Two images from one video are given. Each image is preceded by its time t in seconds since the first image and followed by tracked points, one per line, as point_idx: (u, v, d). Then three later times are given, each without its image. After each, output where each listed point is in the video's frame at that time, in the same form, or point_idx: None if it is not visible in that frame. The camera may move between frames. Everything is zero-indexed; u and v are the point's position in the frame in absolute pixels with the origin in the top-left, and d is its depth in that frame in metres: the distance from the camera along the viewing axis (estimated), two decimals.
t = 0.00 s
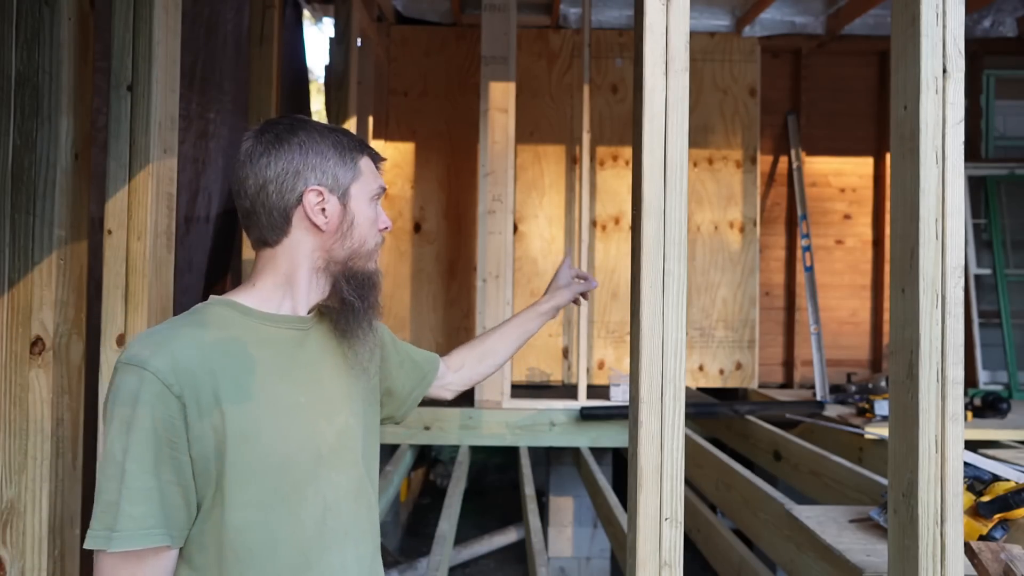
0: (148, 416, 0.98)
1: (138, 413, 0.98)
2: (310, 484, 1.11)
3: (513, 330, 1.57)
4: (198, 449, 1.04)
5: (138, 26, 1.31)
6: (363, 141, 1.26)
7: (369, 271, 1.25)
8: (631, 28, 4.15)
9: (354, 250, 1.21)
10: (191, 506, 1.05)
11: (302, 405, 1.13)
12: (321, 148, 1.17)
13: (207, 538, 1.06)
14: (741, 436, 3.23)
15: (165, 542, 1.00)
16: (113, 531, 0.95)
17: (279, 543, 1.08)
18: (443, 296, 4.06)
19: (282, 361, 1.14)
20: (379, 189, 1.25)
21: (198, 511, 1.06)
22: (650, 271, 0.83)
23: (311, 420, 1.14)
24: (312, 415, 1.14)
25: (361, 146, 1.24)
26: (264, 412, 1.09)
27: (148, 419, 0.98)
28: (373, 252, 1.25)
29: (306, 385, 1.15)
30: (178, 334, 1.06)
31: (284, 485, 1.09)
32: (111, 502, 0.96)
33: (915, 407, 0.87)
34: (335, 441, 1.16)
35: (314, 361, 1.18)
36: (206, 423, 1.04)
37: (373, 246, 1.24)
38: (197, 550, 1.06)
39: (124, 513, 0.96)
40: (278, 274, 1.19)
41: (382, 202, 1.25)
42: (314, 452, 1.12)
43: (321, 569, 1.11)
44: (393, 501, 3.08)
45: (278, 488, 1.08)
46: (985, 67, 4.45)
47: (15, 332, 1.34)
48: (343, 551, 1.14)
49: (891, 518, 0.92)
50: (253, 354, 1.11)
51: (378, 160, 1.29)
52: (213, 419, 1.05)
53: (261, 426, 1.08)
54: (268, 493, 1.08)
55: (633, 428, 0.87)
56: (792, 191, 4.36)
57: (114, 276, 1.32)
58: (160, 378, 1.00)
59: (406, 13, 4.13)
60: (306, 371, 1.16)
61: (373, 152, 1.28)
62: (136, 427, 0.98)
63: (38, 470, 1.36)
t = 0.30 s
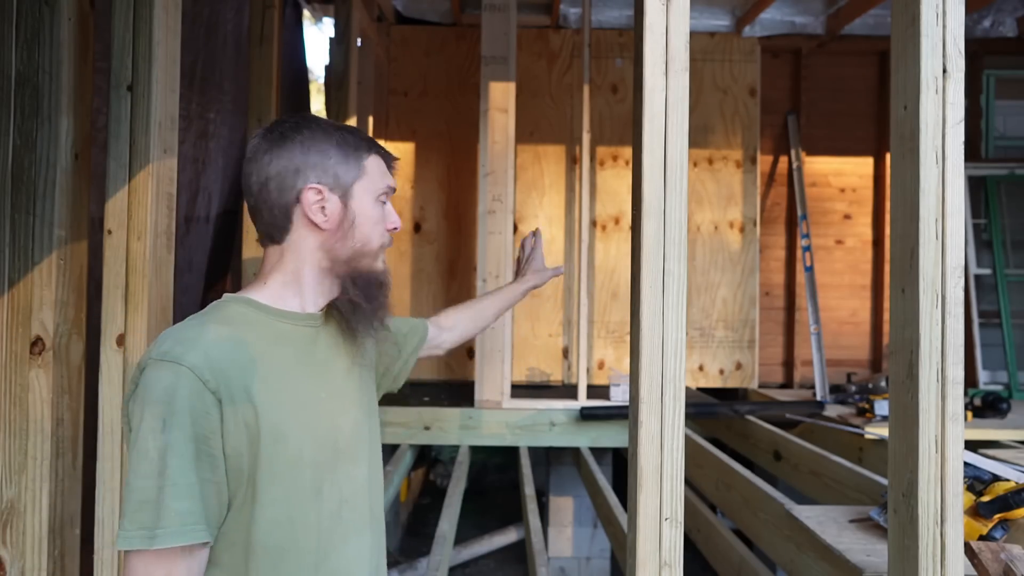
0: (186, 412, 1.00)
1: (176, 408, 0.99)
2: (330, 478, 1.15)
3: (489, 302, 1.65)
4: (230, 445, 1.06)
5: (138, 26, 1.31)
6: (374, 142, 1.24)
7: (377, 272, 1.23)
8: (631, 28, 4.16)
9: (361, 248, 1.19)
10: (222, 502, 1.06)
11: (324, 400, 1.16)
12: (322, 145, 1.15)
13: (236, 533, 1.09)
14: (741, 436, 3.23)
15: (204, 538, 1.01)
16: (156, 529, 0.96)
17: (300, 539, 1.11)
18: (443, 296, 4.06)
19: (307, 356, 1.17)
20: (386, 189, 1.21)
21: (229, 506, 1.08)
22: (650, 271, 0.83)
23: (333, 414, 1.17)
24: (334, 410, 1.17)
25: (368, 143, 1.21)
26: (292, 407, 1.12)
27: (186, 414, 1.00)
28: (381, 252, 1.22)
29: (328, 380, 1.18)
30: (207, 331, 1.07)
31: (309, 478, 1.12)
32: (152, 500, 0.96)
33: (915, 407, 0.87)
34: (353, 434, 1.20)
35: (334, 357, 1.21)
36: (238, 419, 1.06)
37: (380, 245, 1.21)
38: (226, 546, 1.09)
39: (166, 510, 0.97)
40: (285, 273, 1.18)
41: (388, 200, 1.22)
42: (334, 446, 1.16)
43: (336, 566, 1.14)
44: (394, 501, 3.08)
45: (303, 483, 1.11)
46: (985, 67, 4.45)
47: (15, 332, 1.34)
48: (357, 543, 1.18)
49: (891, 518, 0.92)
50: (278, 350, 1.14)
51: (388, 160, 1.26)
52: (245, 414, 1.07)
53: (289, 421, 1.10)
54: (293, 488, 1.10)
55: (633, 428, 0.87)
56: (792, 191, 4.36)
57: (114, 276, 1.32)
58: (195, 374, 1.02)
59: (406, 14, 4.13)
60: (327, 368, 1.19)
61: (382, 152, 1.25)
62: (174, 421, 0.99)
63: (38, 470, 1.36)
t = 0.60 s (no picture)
0: (200, 410, 1.00)
1: (189, 406, 0.99)
2: (338, 477, 1.15)
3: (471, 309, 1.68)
4: (243, 443, 1.06)
5: (138, 27, 1.31)
6: (316, 131, 1.12)
7: (309, 278, 1.12)
8: (631, 28, 4.16)
9: (286, 254, 1.12)
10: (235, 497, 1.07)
11: (329, 401, 1.16)
12: (258, 149, 1.13)
13: (251, 527, 1.10)
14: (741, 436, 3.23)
15: (226, 534, 1.02)
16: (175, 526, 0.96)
17: (310, 538, 1.11)
18: (443, 296, 4.06)
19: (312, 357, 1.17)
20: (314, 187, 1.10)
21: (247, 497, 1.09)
22: (650, 272, 0.83)
23: (338, 415, 1.17)
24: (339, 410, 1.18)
25: (300, 137, 1.11)
26: (300, 407, 1.12)
27: (201, 412, 1.00)
28: (309, 257, 1.12)
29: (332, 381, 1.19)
30: (217, 331, 1.08)
31: (318, 477, 1.12)
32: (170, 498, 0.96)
33: (915, 407, 0.87)
34: (359, 435, 1.20)
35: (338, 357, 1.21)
36: (250, 418, 1.07)
37: (303, 250, 1.11)
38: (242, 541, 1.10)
39: (184, 507, 0.97)
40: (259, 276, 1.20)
41: (314, 200, 1.10)
42: (341, 445, 1.16)
43: (345, 566, 1.14)
44: (394, 501, 3.08)
45: (313, 482, 1.12)
46: (985, 67, 4.45)
47: (15, 332, 1.34)
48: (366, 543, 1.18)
49: (891, 518, 0.92)
50: (285, 351, 1.14)
51: (341, 150, 1.12)
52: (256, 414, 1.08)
53: (297, 421, 1.11)
54: (303, 487, 1.11)
55: (633, 428, 0.87)
56: (792, 191, 4.36)
57: (114, 276, 1.32)
58: (208, 374, 1.02)
59: (406, 14, 4.14)
60: (330, 369, 1.19)
61: (328, 142, 1.12)
62: (188, 419, 0.99)
63: (38, 470, 1.36)
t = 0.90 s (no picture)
0: (192, 411, 1.00)
1: (182, 407, 1.00)
2: (333, 482, 1.14)
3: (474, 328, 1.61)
4: (236, 444, 1.06)
5: (138, 27, 1.31)
6: (293, 132, 1.12)
7: (297, 278, 1.14)
8: (631, 28, 4.15)
9: (274, 256, 1.14)
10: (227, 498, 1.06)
11: (325, 401, 1.16)
12: (243, 155, 1.16)
13: (242, 529, 1.09)
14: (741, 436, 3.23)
15: (213, 534, 1.02)
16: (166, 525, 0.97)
17: (304, 541, 1.10)
18: (443, 296, 4.06)
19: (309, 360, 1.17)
20: (293, 187, 1.11)
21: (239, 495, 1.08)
22: (650, 272, 0.83)
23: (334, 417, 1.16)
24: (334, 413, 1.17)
25: (277, 138, 1.12)
26: (295, 409, 1.11)
27: (194, 413, 1.01)
28: (296, 258, 1.13)
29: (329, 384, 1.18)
30: (215, 332, 1.08)
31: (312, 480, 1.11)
32: (161, 496, 0.97)
33: (915, 407, 0.87)
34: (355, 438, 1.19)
35: (332, 359, 1.21)
36: (243, 419, 1.06)
37: (289, 252, 1.13)
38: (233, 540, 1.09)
39: (175, 505, 0.98)
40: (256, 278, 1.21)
41: (295, 201, 1.11)
42: (335, 449, 1.15)
43: (342, 565, 1.13)
44: (394, 501, 3.08)
45: (306, 485, 1.11)
46: (985, 67, 4.45)
47: (15, 332, 1.34)
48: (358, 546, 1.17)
49: (891, 518, 0.92)
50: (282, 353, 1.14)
51: (317, 148, 1.13)
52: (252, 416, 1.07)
53: (292, 424, 1.10)
54: (296, 493, 1.10)
55: (633, 428, 0.87)
56: (792, 191, 4.36)
57: (113, 276, 1.32)
58: (202, 375, 1.02)
59: (406, 14, 4.13)
60: (325, 372, 1.19)
61: (305, 141, 1.12)
62: (180, 419, 0.99)
63: (38, 470, 1.36)
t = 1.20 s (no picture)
0: (144, 418, 0.93)
1: (135, 412, 0.94)
2: (312, 489, 1.02)
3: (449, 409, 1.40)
4: (198, 452, 0.97)
5: (138, 27, 1.31)
6: (266, 126, 1.07)
7: (274, 274, 1.06)
8: (631, 28, 4.15)
9: (250, 254, 1.07)
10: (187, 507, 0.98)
11: (303, 403, 1.05)
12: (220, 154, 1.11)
13: (204, 534, 0.99)
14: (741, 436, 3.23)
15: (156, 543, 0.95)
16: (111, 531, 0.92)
17: (275, 552, 0.99)
18: (443, 296, 4.06)
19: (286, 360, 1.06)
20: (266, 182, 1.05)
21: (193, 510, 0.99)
22: (650, 271, 0.83)
23: (314, 420, 1.05)
24: (315, 415, 1.05)
25: (250, 133, 1.06)
26: (268, 413, 1.01)
27: (148, 417, 0.93)
28: (271, 253, 1.06)
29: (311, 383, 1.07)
30: (183, 332, 1.01)
31: (286, 487, 1.00)
32: (111, 501, 0.93)
33: (915, 407, 0.87)
34: (340, 443, 1.06)
35: (312, 358, 1.10)
36: (206, 425, 0.97)
37: (264, 247, 1.05)
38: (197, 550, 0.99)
39: (122, 511, 0.92)
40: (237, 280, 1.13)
41: (268, 195, 1.05)
42: (313, 453, 1.03)
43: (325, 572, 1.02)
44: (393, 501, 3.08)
45: (279, 492, 1.00)
46: (985, 67, 4.45)
47: (15, 332, 1.34)
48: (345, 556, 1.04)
49: (891, 518, 0.92)
50: (255, 354, 1.04)
51: (290, 142, 1.06)
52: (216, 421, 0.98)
53: (263, 427, 1.00)
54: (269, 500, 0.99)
55: (633, 428, 0.87)
56: (792, 191, 4.36)
57: (113, 275, 1.32)
58: (159, 379, 0.95)
59: (406, 13, 4.13)
60: (307, 372, 1.08)
61: (277, 135, 1.06)
62: (133, 423, 0.93)
63: (38, 470, 1.36)
